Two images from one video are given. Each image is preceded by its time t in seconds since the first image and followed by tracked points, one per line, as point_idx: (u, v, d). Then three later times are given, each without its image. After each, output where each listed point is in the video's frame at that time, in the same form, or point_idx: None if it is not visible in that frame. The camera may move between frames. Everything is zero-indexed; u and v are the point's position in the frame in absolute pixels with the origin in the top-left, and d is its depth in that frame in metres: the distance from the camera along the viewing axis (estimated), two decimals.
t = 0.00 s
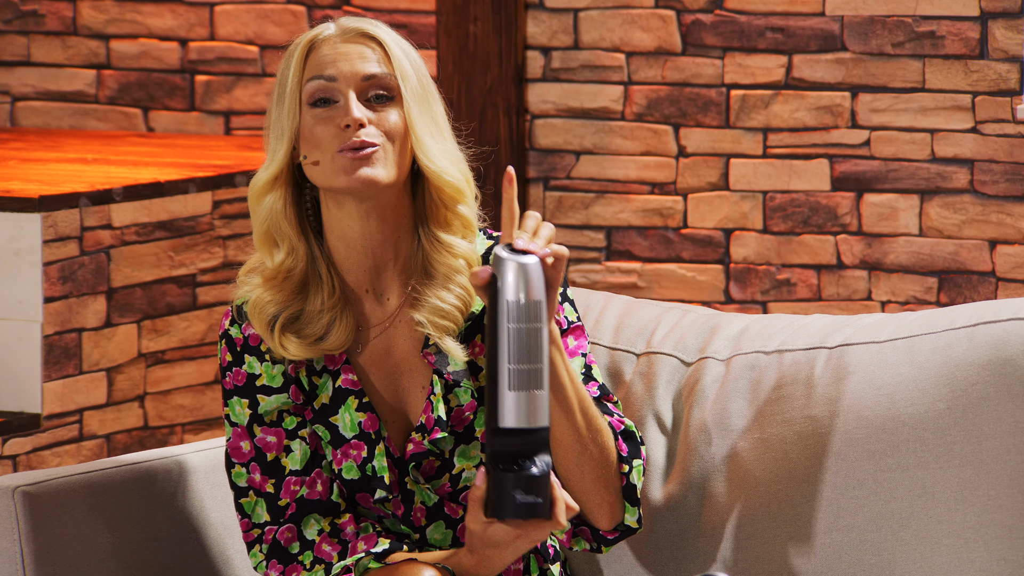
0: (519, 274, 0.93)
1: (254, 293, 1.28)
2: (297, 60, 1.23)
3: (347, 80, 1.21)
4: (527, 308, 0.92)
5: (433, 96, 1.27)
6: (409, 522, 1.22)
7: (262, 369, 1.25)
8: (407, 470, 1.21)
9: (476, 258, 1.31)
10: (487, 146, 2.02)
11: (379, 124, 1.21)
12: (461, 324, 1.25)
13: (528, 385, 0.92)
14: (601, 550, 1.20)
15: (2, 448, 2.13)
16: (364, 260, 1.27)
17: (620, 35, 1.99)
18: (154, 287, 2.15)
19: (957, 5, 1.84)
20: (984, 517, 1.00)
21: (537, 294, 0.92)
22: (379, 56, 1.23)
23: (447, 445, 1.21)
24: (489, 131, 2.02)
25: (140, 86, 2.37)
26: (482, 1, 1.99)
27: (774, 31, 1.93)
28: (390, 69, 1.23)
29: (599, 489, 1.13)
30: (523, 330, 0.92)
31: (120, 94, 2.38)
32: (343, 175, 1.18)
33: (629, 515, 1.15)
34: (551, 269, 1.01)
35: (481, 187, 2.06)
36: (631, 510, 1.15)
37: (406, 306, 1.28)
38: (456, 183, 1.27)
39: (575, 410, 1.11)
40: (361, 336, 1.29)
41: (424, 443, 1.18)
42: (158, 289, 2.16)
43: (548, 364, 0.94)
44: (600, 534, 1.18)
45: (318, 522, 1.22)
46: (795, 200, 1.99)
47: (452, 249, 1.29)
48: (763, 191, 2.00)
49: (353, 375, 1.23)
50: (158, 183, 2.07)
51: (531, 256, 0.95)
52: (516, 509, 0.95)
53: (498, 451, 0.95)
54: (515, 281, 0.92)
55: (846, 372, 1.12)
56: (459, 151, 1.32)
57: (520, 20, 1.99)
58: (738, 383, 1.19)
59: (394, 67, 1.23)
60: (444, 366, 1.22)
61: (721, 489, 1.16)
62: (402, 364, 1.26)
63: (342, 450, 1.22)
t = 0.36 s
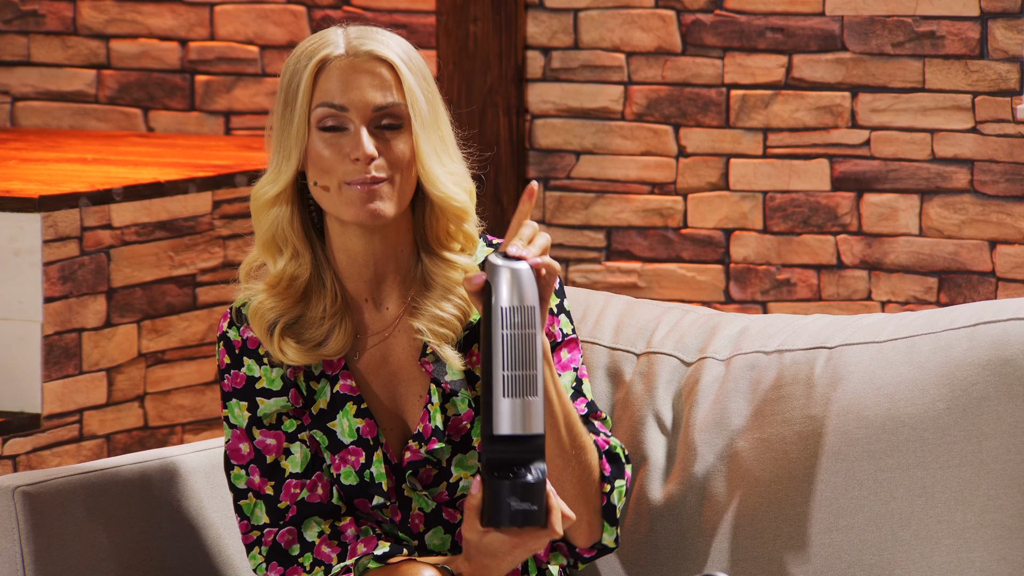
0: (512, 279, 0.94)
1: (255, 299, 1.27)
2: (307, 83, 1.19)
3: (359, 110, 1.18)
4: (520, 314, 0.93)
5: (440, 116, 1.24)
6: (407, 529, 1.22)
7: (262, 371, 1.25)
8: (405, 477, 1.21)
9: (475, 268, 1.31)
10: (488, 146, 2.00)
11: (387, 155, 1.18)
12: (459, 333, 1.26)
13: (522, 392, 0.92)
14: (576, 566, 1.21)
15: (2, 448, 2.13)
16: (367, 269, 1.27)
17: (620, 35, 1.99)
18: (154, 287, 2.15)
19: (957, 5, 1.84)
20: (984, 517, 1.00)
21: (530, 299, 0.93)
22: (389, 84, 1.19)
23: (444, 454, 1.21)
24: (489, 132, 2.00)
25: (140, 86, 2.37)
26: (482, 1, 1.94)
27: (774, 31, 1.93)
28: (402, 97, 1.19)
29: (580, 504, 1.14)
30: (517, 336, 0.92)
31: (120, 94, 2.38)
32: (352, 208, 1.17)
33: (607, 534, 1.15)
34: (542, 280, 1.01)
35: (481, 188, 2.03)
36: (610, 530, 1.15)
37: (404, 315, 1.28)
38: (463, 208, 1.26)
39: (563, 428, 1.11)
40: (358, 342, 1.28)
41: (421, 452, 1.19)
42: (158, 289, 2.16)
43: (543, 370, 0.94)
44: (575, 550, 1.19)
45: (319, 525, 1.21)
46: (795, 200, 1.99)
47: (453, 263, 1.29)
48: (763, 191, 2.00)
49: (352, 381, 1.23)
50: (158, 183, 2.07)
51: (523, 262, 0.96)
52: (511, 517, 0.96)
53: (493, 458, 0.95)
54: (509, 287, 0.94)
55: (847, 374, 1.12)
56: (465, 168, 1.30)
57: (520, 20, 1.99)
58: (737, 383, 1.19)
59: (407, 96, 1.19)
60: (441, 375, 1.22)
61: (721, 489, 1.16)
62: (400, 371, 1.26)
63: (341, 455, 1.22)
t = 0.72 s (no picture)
0: (525, 294, 0.97)
1: (257, 295, 1.27)
2: (312, 105, 1.17)
3: (365, 133, 1.17)
4: (532, 328, 0.96)
5: (444, 129, 1.24)
6: (408, 531, 1.23)
7: (262, 373, 1.24)
8: (405, 479, 1.22)
9: (476, 271, 1.31)
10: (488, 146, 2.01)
11: (391, 175, 1.18)
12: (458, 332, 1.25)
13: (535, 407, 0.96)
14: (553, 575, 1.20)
15: (3, 448, 2.13)
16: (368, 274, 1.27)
17: (620, 36, 1.99)
18: (154, 286, 2.15)
19: (957, 5, 1.84)
20: (985, 517, 1.00)
21: (542, 314, 0.96)
22: (396, 106, 1.18)
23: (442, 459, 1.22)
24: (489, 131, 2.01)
25: (140, 86, 2.37)
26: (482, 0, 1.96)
27: (774, 31, 1.93)
28: (407, 118, 1.18)
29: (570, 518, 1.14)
30: (529, 351, 0.96)
31: (120, 94, 2.38)
32: (356, 228, 1.18)
33: (586, 550, 1.15)
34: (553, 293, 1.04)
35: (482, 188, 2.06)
36: (589, 545, 1.15)
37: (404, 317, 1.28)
38: (468, 219, 1.27)
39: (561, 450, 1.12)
40: (356, 342, 1.28)
41: (420, 455, 1.19)
42: (158, 289, 2.16)
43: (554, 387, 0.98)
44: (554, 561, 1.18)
45: (321, 526, 1.22)
46: (795, 200, 1.99)
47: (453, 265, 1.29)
48: (763, 191, 2.00)
49: (352, 383, 1.23)
50: (158, 183, 2.06)
51: (536, 277, 0.99)
52: (522, 530, 0.99)
53: (504, 471, 0.99)
54: (522, 302, 0.97)
55: (848, 375, 1.12)
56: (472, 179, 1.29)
57: (520, 20, 1.99)
58: (738, 383, 1.19)
59: (413, 118, 1.18)
60: (440, 380, 1.22)
61: (721, 489, 1.16)
62: (399, 373, 1.26)
63: (341, 458, 1.22)
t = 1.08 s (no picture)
0: (531, 313, 0.96)
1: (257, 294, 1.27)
2: (314, 103, 1.17)
3: (367, 131, 1.16)
4: (538, 346, 0.95)
5: (445, 129, 1.24)
6: (409, 528, 1.23)
7: (263, 371, 1.24)
8: (407, 477, 1.22)
9: (476, 270, 1.31)
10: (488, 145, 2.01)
11: (394, 174, 1.18)
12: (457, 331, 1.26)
13: (541, 425, 0.96)
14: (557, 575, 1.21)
15: (2, 448, 2.13)
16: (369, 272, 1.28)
17: (620, 36, 1.99)
18: (154, 286, 2.15)
19: (957, 5, 1.84)
20: (985, 517, 1.00)
21: (548, 332, 0.96)
22: (398, 105, 1.17)
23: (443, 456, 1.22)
24: (489, 131, 2.00)
25: (140, 86, 2.37)
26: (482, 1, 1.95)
27: (774, 31, 1.93)
28: (411, 119, 1.18)
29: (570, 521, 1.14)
30: (535, 370, 0.96)
31: (120, 94, 2.38)
32: (357, 225, 1.18)
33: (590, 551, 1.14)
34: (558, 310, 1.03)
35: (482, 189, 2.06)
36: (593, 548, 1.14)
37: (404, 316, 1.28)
38: (468, 220, 1.27)
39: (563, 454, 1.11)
40: (356, 340, 1.28)
41: (421, 453, 1.19)
42: (158, 289, 2.16)
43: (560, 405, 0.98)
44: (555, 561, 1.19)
45: (325, 524, 1.22)
46: (795, 200, 1.99)
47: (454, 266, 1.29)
48: (763, 191, 2.00)
49: (353, 380, 1.23)
50: (158, 183, 2.06)
51: (541, 293, 0.98)
52: (529, 548, 1.00)
53: (511, 489, 0.99)
54: (528, 321, 0.96)
55: (847, 374, 1.12)
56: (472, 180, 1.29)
57: (520, 20, 1.99)
58: (738, 383, 1.19)
59: (416, 118, 1.18)
60: (440, 378, 1.22)
61: (721, 489, 1.16)
62: (400, 372, 1.26)
63: (344, 455, 1.22)
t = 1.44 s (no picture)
0: (525, 297, 0.97)
1: (257, 290, 1.28)
2: (308, 79, 1.19)
3: (360, 104, 1.18)
4: (533, 331, 0.96)
5: (440, 109, 1.25)
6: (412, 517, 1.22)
7: (261, 364, 1.25)
8: (408, 466, 1.21)
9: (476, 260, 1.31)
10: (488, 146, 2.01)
11: (389, 148, 1.19)
12: (460, 320, 1.25)
13: (537, 409, 0.96)
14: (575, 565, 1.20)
15: (2, 448, 2.14)
16: (368, 262, 1.28)
17: (620, 35, 1.99)
18: (154, 287, 2.15)
19: (956, 5, 1.84)
20: (985, 517, 1.00)
21: (543, 316, 0.96)
22: (391, 78, 1.20)
23: (445, 444, 1.21)
24: (488, 132, 2.00)
25: (140, 86, 2.37)
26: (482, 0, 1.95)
27: (774, 31, 1.93)
28: (402, 93, 1.20)
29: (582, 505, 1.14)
30: (530, 355, 0.96)
31: (120, 94, 2.38)
32: (351, 203, 1.18)
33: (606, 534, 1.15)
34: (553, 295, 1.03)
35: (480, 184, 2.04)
36: (609, 530, 1.15)
37: (403, 306, 1.29)
38: (463, 201, 1.26)
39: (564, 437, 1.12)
40: (357, 334, 1.29)
41: (422, 441, 1.18)
42: (158, 289, 2.16)
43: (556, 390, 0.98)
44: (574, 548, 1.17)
45: (323, 520, 1.22)
46: (795, 200, 1.99)
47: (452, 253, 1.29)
48: (763, 191, 2.00)
49: (351, 371, 1.23)
50: (158, 183, 2.06)
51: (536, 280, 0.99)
52: (529, 534, 0.99)
53: (510, 475, 0.99)
54: (522, 306, 0.96)
55: (846, 373, 1.12)
56: (465, 161, 1.30)
57: (520, 20, 1.99)
58: (737, 383, 1.19)
59: (407, 90, 1.20)
60: (441, 364, 1.22)
61: (721, 489, 1.16)
62: (399, 361, 1.27)
63: (342, 447, 1.22)
